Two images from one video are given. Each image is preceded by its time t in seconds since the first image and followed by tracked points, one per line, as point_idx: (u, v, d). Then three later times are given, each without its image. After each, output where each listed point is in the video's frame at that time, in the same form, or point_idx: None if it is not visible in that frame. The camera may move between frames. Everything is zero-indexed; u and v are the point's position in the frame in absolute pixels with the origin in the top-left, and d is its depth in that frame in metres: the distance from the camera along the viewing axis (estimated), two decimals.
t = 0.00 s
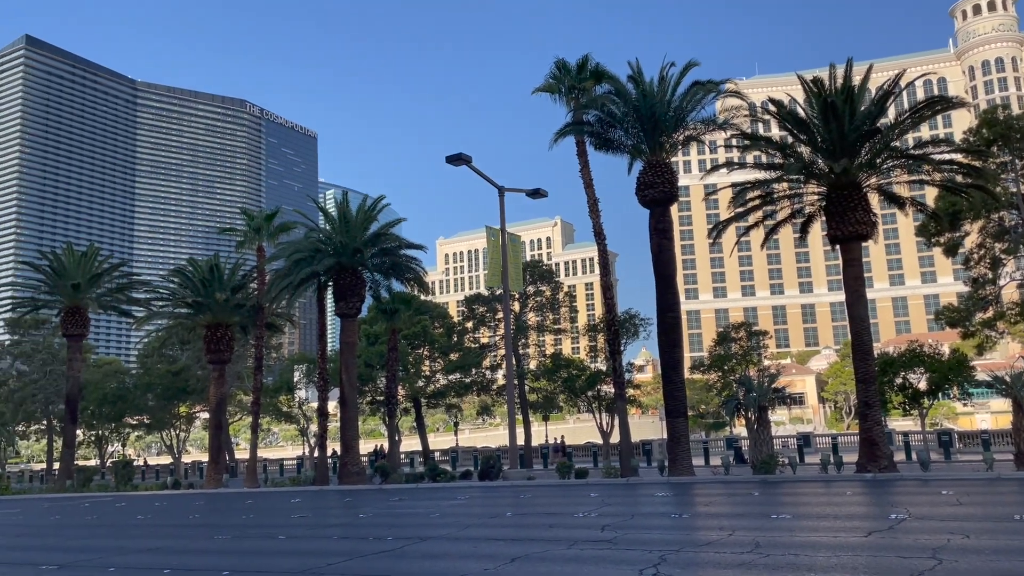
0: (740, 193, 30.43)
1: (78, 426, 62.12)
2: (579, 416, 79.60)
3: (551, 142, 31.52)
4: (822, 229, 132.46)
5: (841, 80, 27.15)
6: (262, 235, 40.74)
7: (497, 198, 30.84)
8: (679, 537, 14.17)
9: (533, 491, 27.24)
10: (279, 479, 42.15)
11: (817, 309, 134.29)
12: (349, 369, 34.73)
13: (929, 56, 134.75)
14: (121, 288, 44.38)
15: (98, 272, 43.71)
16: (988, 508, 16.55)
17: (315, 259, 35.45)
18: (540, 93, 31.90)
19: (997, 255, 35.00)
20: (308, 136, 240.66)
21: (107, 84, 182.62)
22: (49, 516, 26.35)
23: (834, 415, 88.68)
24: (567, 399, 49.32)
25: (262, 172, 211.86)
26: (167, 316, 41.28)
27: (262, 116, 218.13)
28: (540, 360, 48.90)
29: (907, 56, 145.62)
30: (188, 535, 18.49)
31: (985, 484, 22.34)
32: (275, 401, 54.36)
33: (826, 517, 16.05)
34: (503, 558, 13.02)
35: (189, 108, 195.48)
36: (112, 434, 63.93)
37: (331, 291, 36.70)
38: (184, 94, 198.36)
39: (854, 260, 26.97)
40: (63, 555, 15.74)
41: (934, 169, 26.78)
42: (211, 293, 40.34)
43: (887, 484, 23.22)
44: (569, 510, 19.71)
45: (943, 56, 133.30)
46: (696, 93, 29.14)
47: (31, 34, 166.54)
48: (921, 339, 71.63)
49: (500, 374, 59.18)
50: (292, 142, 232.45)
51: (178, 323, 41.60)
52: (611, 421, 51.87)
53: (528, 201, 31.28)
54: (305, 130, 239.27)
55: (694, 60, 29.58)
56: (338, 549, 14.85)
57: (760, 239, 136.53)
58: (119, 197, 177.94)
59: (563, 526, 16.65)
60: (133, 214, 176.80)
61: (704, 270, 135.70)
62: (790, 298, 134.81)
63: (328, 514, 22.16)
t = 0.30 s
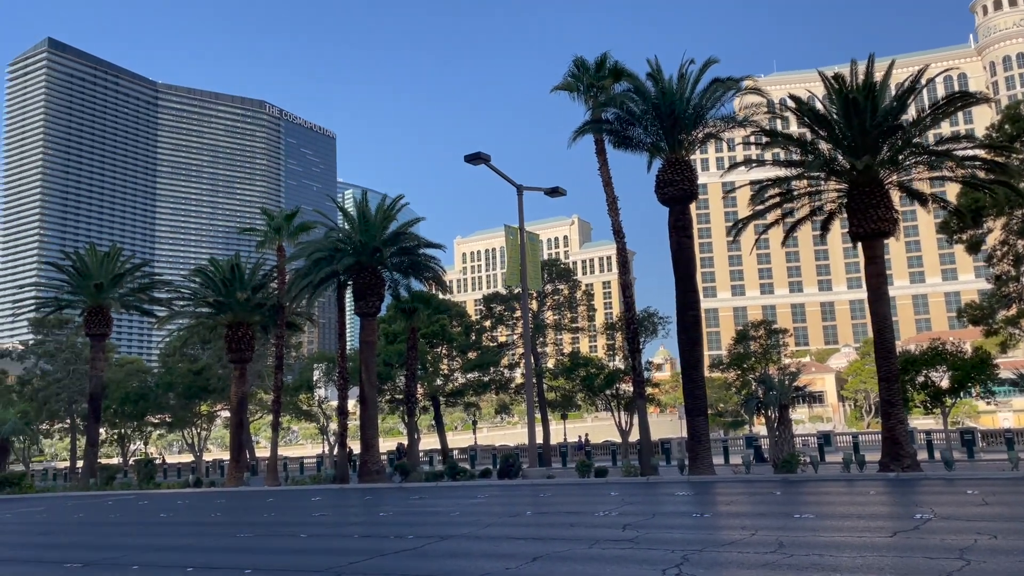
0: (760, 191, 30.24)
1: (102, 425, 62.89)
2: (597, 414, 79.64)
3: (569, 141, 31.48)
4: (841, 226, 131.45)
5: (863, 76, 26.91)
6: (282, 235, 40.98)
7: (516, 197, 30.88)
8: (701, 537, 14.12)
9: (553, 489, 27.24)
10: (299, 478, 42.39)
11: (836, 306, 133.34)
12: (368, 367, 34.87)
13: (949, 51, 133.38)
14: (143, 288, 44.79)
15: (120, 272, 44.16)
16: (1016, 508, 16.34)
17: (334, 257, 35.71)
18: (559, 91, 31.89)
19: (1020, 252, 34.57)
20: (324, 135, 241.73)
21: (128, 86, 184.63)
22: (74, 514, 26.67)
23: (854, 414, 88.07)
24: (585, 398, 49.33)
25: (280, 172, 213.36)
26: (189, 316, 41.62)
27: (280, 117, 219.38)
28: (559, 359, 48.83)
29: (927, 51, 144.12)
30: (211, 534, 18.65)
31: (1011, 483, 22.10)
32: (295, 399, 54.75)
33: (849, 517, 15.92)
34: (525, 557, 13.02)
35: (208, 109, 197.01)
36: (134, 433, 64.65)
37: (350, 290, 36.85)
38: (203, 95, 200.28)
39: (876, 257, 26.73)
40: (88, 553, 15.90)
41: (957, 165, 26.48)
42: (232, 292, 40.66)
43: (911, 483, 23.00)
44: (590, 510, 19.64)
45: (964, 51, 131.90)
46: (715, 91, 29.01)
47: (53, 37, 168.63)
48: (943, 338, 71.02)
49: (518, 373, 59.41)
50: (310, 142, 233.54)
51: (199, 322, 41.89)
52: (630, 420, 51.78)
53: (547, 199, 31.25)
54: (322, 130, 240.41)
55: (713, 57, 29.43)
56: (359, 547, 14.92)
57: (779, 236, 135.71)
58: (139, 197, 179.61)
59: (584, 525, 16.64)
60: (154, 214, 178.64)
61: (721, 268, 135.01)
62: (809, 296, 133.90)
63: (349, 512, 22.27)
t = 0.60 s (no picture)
0: (780, 190, 29.91)
1: (122, 425, 63.34)
2: (615, 416, 79.40)
3: (587, 141, 31.33)
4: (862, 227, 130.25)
5: (886, 75, 26.56)
6: (301, 236, 41.10)
7: (534, 197, 30.77)
8: (724, 540, 13.94)
9: (572, 491, 27.09)
10: (317, 479, 42.50)
11: (856, 308, 132.15)
12: (386, 368, 34.91)
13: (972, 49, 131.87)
14: (164, 289, 45.12)
15: (141, 273, 44.56)
16: None
17: (352, 258, 35.76)
18: (577, 91, 31.74)
19: None
20: (342, 137, 242.84)
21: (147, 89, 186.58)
22: (97, 514, 26.89)
23: (876, 416, 87.12)
24: (603, 399, 49.14)
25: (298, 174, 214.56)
26: (208, 317, 41.84)
27: (297, 119, 220.53)
28: (577, 360, 48.61)
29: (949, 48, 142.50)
30: (232, 534, 18.70)
31: None
32: (314, 400, 54.95)
33: (875, 520, 15.67)
34: (545, 559, 12.90)
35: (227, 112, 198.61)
36: (155, 433, 65.13)
37: (368, 292, 36.90)
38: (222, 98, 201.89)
39: (900, 257, 26.35)
40: (108, 553, 15.98)
41: (982, 164, 26.08)
42: (251, 294, 40.84)
43: (936, 486, 22.66)
44: (610, 511, 19.51)
45: (987, 49, 130.36)
46: (735, 90, 28.75)
47: (73, 42, 170.90)
48: (966, 338, 70.12)
49: (535, 374, 59.37)
50: (327, 144, 234.58)
51: (220, 324, 42.10)
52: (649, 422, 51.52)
53: (565, 199, 31.12)
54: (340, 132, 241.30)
55: (733, 55, 29.17)
56: (378, 549, 14.85)
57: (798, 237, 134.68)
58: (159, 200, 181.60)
59: (605, 526, 16.51)
60: (173, 217, 180.22)
61: (740, 269, 134.19)
62: (829, 297, 132.76)
63: (369, 513, 22.25)
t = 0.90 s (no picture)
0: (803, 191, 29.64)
1: (147, 426, 64.08)
2: (637, 418, 79.11)
3: (609, 142, 31.27)
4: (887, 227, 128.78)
5: (912, 73, 26.23)
6: (323, 238, 41.38)
7: (555, 199, 30.75)
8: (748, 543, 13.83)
9: (594, 493, 27.02)
10: (340, 479, 42.74)
11: (881, 309, 130.64)
12: (408, 370, 34.99)
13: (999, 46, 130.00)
14: (189, 291, 45.66)
15: (166, 275, 45.05)
16: None
17: (374, 260, 35.92)
18: (598, 91, 31.69)
19: None
20: (364, 140, 244.15)
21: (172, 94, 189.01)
22: (123, 514, 27.29)
23: (901, 419, 85.99)
24: (625, 401, 48.96)
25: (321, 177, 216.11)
26: (233, 318, 42.23)
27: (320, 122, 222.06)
28: (598, 361, 48.45)
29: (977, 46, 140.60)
30: (256, 533, 18.86)
31: None
32: (336, 401, 55.24)
33: (902, 524, 15.46)
34: (567, 561, 12.89)
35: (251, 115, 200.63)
36: (180, 434, 65.81)
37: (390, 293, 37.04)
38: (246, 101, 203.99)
39: (927, 257, 25.99)
40: (133, 552, 16.19)
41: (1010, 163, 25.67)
42: (275, 295, 41.21)
43: (965, 490, 22.32)
44: (632, 513, 19.44)
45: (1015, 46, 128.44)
46: (758, 89, 28.53)
47: (100, 47, 173.66)
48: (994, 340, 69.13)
49: (557, 375, 59.31)
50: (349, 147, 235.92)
51: (243, 325, 42.54)
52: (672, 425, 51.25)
53: (586, 201, 31.05)
54: (362, 135, 242.64)
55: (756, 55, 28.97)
56: (400, 549, 14.90)
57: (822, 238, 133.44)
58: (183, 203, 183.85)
59: (628, 529, 16.40)
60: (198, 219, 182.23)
61: (763, 271, 133.19)
62: (853, 298, 131.37)
63: (391, 514, 22.34)
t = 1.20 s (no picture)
0: (832, 191, 29.22)
1: (178, 426, 64.99)
2: (663, 421, 78.56)
3: (634, 142, 31.12)
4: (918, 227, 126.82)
5: (945, 70, 25.83)
6: (350, 240, 41.70)
7: (580, 200, 30.69)
8: (776, 547, 13.66)
9: (620, 495, 26.89)
10: (367, 480, 42.91)
11: (913, 310, 128.66)
12: (434, 371, 35.12)
13: None
14: (218, 293, 46.21)
15: (196, 278, 45.60)
16: None
17: (400, 262, 36.11)
18: (624, 92, 31.57)
19: None
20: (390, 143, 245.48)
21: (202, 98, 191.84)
22: (154, 513, 27.69)
23: (934, 422, 84.50)
24: (651, 403, 48.71)
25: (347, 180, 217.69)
26: (261, 320, 42.63)
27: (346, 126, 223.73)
28: (624, 363, 48.21)
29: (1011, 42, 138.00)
30: (284, 533, 19.04)
31: None
32: (363, 402, 55.60)
33: (935, 529, 15.19)
34: (593, 563, 12.84)
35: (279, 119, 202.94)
36: (209, 435, 66.62)
37: (416, 295, 37.20)
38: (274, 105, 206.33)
39: (959, 257, 25.58)
40: (163, 551, 16.41)
41: None
42: (302, 296, 41.61)
43: (1000, 495, 21.84)
44: (658, 516, 19.29)
45: None
46: (786, 88, 28.26)
47: (131, 53, 176.78)
48: None
49: (582, 377, 59.25)
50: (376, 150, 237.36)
51: (271, 326, 43.00)
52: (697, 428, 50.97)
53: (612, 202, 30.92)
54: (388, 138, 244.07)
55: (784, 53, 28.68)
56: (427, 550, 14.93)
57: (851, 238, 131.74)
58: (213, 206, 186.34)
59: (655, 532, 16.29)
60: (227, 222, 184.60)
61: (791, 272, 131.75)
62: (884, 300, 129.44)
63: (416, 514, 22.44)
